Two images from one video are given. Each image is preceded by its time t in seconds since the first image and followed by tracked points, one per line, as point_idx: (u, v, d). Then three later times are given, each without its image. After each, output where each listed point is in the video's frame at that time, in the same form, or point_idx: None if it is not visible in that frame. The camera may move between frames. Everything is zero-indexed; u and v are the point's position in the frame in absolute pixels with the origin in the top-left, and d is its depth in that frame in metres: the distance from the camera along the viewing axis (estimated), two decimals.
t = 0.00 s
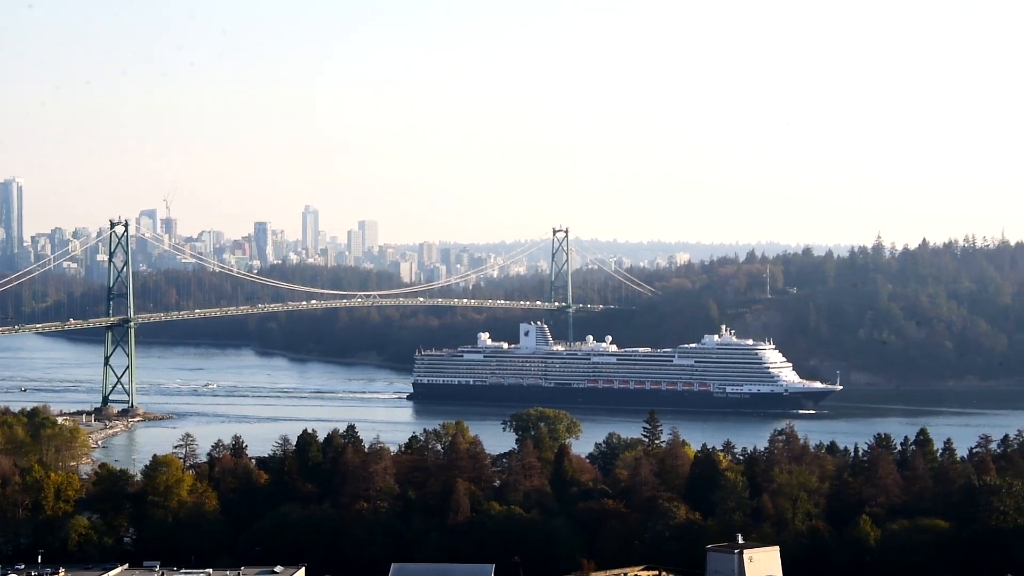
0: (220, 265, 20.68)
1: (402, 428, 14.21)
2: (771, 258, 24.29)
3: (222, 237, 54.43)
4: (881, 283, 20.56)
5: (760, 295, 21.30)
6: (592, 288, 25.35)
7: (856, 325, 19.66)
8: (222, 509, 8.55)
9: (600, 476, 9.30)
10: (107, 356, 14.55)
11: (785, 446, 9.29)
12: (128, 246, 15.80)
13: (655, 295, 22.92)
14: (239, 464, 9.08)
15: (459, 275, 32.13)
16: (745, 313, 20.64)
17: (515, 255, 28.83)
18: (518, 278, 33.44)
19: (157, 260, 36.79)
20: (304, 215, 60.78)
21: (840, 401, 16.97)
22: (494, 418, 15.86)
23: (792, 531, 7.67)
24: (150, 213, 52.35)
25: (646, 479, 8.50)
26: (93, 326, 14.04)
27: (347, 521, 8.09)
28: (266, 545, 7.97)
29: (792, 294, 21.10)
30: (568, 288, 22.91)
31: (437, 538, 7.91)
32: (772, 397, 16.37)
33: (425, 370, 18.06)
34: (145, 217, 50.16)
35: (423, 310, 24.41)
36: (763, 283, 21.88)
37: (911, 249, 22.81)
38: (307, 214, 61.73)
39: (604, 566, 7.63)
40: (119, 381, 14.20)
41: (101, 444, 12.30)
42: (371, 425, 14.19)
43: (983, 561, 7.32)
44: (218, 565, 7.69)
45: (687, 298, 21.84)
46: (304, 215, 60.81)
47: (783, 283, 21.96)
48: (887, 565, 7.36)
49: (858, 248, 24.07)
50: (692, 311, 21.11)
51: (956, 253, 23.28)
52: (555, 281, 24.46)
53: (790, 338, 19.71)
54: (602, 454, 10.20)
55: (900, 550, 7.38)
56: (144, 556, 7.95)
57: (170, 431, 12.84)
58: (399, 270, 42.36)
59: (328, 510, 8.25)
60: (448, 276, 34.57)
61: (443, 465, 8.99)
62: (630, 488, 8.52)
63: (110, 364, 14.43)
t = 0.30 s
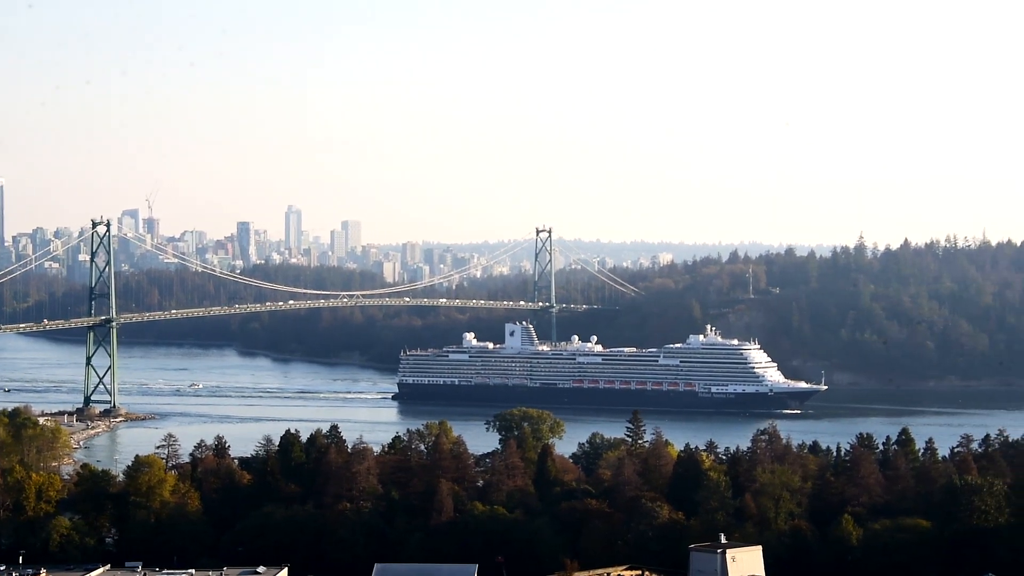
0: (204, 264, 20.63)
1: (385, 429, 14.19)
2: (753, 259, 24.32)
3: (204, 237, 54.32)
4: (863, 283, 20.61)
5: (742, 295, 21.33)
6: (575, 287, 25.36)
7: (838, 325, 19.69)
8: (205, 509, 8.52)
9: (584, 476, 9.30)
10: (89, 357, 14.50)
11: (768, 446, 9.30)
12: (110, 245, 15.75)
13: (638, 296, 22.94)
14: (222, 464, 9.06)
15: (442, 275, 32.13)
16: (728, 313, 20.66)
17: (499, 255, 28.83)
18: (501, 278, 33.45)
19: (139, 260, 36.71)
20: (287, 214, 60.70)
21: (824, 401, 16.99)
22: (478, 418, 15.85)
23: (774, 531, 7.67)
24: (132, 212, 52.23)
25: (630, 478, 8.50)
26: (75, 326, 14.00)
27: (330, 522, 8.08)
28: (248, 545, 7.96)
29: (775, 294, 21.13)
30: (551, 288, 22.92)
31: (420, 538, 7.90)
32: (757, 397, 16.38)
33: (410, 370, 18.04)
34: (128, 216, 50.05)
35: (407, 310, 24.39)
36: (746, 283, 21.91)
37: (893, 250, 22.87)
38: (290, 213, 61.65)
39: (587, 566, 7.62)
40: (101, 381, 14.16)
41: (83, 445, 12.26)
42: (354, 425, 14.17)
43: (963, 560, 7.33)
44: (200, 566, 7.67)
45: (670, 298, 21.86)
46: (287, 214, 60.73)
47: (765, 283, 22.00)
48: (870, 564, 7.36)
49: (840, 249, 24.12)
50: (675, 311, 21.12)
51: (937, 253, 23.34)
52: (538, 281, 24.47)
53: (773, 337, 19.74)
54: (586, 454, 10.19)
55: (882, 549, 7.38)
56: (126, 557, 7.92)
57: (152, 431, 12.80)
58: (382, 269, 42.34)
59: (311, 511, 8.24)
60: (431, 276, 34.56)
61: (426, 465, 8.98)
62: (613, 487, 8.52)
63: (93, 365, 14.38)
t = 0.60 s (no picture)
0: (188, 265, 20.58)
1: (369, 429, 14.17)
2: (737, 259, 24.36)
3: (188, 237, 54.24)
4: (846, 283, 20.67)
5: (726, 295, 21.36)
6: (559, 287, 25.37)
7: (822, 325, 19.73)
8: (188, 510, 8.50)
9: (568, 476, 9.29)
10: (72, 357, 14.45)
11: (752, 446, 9.31)
12: (93, 245, 15.70)
13: (622, 296, 22.96)
14: (206, 465, 9.03)
15: (427, 274, 32.13)
16: (712, 313, 20.68)
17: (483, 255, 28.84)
18: (486, 278, 33.47)
19: (122, 260, 36.64)
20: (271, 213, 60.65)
21: (808, 401, 17.01)
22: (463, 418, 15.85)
23: (757, 531, 7.67)
24: (116, 212, 52.16)
25: (614, 478, 8.50)
26: (57, 327, 13.95)
27: (314, 522, 8.07)
28: (232, 546, 7.95)
29: (759, 294, 21.17)
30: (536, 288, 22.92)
31: (405, 538, 7.89)
32: (743, 396, 16.40)
33: (396, 371, 18.03)
34: (111, 216, 49.91)
35: (391, 310, 24.38)
36: (730, 283, 21.94)
37: (877, 250, 22.92)
38: (274, 213, 61.59)
39: (571, 566, 7.62)
40: (84, 381, 14.13)
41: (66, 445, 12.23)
42: (338, 426, 14.15)
43: (946, 560, 7.31)
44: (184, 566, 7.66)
45: (654, 299, 21.88)
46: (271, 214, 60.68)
47: (749, 283, 22.03)
48: (854, 564, 7.38)
49: (824, 249, 24.16)
50: (659, 311, 21.14)
51: (920, 253, 23.41)
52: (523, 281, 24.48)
53: (757, 337, 19.77)
54: (571, 454, 10.19)
55: (865, 549, 7.39)
56: (109, 558, 7.89)
57: (135, 431, 12.78)
58: (367, 270, 42.32)
59: (295, 511, 8.23)
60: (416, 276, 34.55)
61: (410, 465, 8.97)
62: (597, 487, 8.52)
63: (76, 365, 14.33)
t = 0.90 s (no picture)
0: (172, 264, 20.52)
1: (354, 429, 14.15)
2: (721, 258, 24.38)
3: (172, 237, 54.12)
4: (830, 283, 20.70)
5: (711, 295, 21.38)
6: (543, 287, 25.38)
7: (806, 326, 19.76)
8: (172, 510, 8.48)
9: (553, 476, 9.29)
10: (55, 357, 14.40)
11: (736, 445, 9.31)
12: (76, 245, 15.65)
13: (607, 295, 22.97)
14: (189, 465, 9.01)
15: (411, 275, 32.10)
16: (696, 313, 20.70)
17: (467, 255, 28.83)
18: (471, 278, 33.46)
19: (105, 260, 36.56)
20: (255, 212, 60.58)
21: (794, 400, 17.03)
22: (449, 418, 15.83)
23: (741, 531, 7.67)
24: (99, 211, 52.01)
25: (598, 478, 8.49)
26: (40, 326, 13.90)
27: (299, 523, 8.05)
28: (217, 547, 7.93)
29: (743, 293, 21.20)
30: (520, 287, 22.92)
31: (389, 537, 7.87)
32: (729, 396, 16.40)
33: (383, 370, 18.01)
34: (95, 215, 49.77)
35: (376, 310, 24.36)
36: (714, 283, 21.96)
37: (860, 250, 22.96)
38: (259, 212, 61.50)
39: (555, 566, 7.61)
40: (67, 381, 14.09)
41: (49, 445, 12.19)
42: (323, 425, 14.13)
43: (927, 560, 7.32)
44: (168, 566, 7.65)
45: (639, 298, 21.89)
46: (255, 213, 60.62)
47: (733, 283, 22.05)
48: (836, 564, 7.36)
49: (808, 249, 24.20)
50: (643, 311, 21.15)
51: (904, 253, 23.45)
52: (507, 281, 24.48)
53: (741, 336, 19.80)
54: (555, 454, 10.18)
55: (848, 548, 7.39)
56: (92, 558, 7.86)
57: (118, 431, 12.75)
58: (352, 269, 42.30)
59: (279, 511, 8.21)
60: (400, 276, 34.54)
61: (395, 464, 8.96)
62: (582, 487, 8.51)
63: (59, 365, 14.28)
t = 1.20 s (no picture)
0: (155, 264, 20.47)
1: (338, 429, 14.14)
2: (705, 258, 24.41)
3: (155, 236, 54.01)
4: (813, 283, 20.74)
5: (694, 295, 21.40)
6: (528, 287, 25.39)
7: (789, 325, 19.79)
8: (155, 510, 8.46)
9: (537, 476, 9.29)
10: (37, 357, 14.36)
11: (720, 445, 9.32)
12: (58, 245, 15.60)
13: (591, 295, 22.98)
14: (173, 466, 8.99)
15: (396, 274, 32.11)
16: (680, 313, 20.71)
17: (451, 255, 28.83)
18: (456, 278, 33.47)
19: (88, 260, 36.48)
20: (239, 212, 60.49)
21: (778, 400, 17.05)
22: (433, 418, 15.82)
23: (724, 531, 7.67)
24: (81, 211, 51.86)
25: (583, 478, 8.49)
26: (23, 327, 13.86)
27: (282, 523, 8.03)
28: (200, 548, 7.91)
29: (727, 294, 21.22)
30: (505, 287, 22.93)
31: (373, 537, 7.85)
32: (714, 396, 16.41)
33: (368, 371, 17.99)
34: (78, 216, 49.66)
35: (360, 310, 24.35)
36: (698, 283, 21.98)
37: (843, 250, 23.01)
38: (242, 212, 61.42)
39: (539, 566, 7.60)
40: (49, 381, 14.05)
41: (31, 446, 12.16)
42: (307, 426, 14.11)
43: (910, 560, 7.32)
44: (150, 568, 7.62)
45: (623, 298, 21.90)
46: (239, 212, 60.53)
47: (717, 283, 22.08)
48: (819, 563, 7.36)
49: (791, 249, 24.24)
50: (627, 312, 21.16)
51: (886, 253, 23.51)
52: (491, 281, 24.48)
53: (725, 336, 19.82)
54: (539, 454, 10.17)
55: (831, 548, 7.39)
56: (74, 560, 7.84)
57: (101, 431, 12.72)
58: (335, 269, 42.27)
59: (262, 511, 8.20)
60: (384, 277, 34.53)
61: (379, 465, 8.94)
62: (566, 487, 8.51)
63: (41, 366, 14.24)
